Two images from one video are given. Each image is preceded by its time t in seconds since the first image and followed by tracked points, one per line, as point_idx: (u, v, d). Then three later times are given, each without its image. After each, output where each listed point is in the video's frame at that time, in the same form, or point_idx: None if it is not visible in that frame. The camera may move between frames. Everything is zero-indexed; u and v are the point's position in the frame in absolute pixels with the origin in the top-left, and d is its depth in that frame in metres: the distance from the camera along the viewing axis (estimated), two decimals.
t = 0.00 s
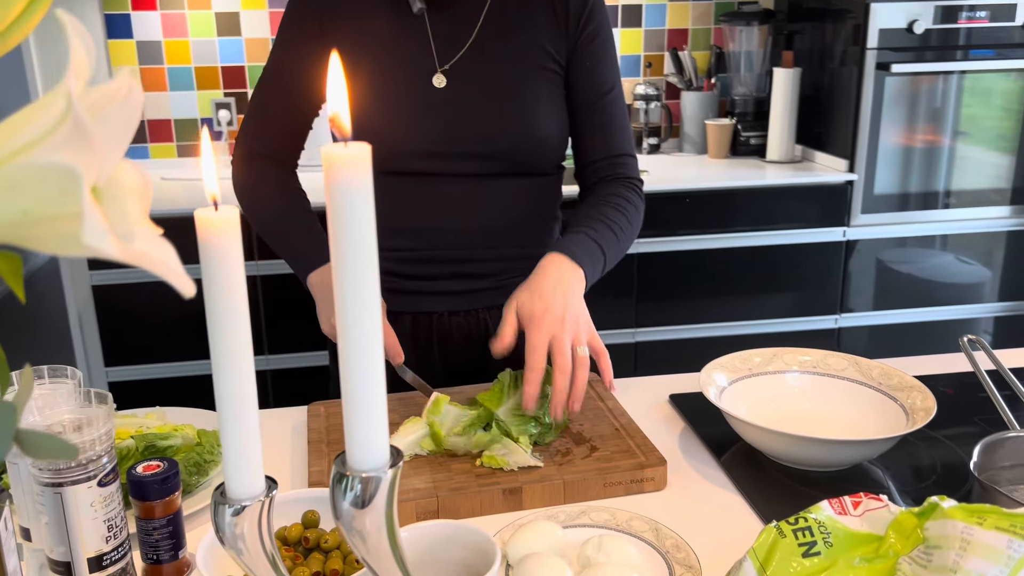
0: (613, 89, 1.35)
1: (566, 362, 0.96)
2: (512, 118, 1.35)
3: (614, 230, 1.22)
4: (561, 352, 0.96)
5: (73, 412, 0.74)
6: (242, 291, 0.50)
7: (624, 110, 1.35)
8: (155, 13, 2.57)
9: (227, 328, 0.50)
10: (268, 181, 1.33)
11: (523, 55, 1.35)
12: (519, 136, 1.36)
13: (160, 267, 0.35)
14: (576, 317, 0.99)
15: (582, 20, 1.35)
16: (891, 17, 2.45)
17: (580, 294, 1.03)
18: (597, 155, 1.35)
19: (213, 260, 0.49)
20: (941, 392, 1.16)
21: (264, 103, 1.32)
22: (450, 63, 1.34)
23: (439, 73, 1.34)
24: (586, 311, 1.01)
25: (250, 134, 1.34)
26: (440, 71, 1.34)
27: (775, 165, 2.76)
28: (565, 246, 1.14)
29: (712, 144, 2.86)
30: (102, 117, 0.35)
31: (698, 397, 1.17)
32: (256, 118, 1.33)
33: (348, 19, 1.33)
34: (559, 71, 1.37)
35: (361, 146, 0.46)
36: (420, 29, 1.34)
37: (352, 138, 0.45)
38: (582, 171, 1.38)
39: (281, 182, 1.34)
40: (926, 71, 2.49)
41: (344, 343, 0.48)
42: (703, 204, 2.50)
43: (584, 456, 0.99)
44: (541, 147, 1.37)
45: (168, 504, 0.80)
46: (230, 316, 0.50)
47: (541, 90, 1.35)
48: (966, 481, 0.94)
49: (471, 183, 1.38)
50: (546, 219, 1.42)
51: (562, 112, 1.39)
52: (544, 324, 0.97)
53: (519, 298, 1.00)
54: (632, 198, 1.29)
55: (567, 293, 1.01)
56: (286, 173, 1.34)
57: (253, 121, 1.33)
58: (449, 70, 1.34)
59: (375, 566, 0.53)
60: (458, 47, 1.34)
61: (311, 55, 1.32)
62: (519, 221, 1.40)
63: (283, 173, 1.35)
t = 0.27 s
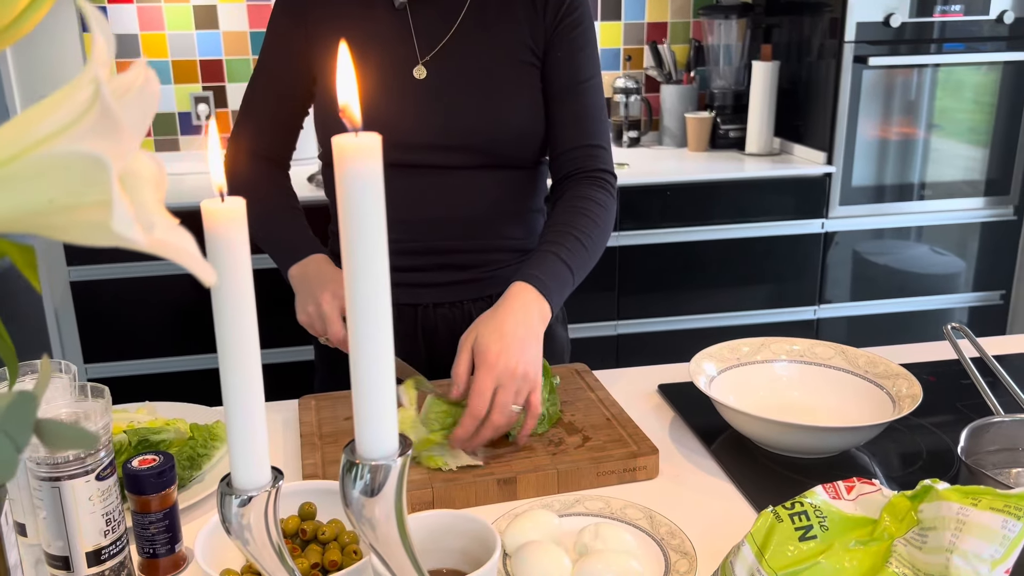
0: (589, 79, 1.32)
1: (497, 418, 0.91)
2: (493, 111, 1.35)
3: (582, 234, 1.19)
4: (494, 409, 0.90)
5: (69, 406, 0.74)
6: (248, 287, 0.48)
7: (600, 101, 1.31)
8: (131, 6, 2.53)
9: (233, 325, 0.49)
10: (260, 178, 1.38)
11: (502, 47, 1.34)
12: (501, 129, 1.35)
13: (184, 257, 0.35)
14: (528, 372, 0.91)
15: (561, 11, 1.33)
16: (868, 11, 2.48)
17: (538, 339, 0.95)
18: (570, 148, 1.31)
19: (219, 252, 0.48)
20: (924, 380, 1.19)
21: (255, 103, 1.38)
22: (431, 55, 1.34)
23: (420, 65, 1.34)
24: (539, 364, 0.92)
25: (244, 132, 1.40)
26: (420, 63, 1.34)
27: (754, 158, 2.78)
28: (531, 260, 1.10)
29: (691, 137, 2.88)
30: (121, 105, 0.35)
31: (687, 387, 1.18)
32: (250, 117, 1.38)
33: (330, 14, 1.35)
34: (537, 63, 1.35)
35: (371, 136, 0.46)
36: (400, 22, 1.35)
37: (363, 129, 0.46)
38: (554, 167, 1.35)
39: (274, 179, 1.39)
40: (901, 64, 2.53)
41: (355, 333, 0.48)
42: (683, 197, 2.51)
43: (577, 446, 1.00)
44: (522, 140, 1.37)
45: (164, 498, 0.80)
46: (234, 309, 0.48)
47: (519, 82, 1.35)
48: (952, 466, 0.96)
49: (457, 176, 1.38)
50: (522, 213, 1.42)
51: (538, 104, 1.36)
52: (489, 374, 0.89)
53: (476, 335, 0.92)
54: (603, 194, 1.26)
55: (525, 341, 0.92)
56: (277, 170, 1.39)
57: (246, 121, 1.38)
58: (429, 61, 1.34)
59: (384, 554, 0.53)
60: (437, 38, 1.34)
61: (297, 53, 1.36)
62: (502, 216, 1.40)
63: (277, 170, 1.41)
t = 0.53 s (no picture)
0: (591, 80, 1.37)
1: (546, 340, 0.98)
2: (483, 108, 1.35)
3: (597, 217, 1.27)
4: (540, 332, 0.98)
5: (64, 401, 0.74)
6: (253, 281, 0.47)
7: (602, 100, 1.37)
8: None
9: (238, 320, 0.48)
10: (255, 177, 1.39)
11: (493, 45, 1.35)
12: (491, 125, 1.36)
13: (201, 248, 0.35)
14: (554, 300, 1.02)
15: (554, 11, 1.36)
16: (848, 6, 2.50)
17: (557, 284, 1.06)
18: (578, 144, 1.37)
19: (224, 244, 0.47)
20: (910, 370, 1.21)
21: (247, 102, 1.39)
22: (419, 51, 1.34)
23: (408, 60, 1.34)
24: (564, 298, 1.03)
25: (239, 131, 1.41)
26: (408, 59, 1.34)
27: (736, 152, 2.79)
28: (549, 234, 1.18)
29: (674, 131, 2.89)
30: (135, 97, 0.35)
31: (678, 379, 1.19)
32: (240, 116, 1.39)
33: (315, 10, 1.34)
34: (531, 60, 1.38)
35: (378, 128, 0.46)
36: (388, 18, 1.34)
37: (372, 121, 0.46)
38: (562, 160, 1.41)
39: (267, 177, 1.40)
40: (880, 58, 2.55)
41: (362, 325, 0.48)
42: (667, 191, 2.53)
43: (570, 437, 1.00)
44: (515, 136, 1.37)
45: (160, 493, 0.80)
46: (238, 303, 0.48)
47: (511, 79, 1.36)
48: (939, 455, 0.98)
49: (448, 170, 1.38)
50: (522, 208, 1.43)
51: (535, 102, 1.39)
52: (520, 309, 0.99)
53: (497, 290, 1.03)
54: (618, 187, 1.34)
55: (543, 282, 1.04)
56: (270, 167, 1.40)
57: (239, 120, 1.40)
58: (417, 56, 1.34)
59: (390, 544, 0.54)
60: (425, 34, 1.33)
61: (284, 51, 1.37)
62: (493, 211, 1.40)
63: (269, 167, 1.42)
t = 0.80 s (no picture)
0: (572, 83, 1.42)
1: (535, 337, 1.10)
2: (486, 103, 1.35)
3: (569, 221, 1.38)
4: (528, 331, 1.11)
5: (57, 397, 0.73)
6: (254, 273, 0.47)
7: (584, 99, 1.44)
8: None
9: (239, 315, 0.48)
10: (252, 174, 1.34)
11: (493, 40, 1.35)
12: (494, 119, 1.36)
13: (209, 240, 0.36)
14: (534, 301, 1.16)
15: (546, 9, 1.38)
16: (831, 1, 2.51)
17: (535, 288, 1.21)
18: (558, 145, 1.45)
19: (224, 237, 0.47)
20: (896, 361, 1.22)
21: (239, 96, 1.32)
22: (422, 46, 1.32)
23: (410, 55, 1.33)
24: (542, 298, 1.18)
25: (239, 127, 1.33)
26: (410, 53, 1.32)
27: (720, 146, 2.81)
28: (522, 243, 1.31)
29: (658, 126, 2.90)
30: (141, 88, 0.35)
31: (666, 371, 1.20)
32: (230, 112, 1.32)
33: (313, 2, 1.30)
34: (526, 55, 1.39)
35: (382, 121, 0.46)
36: (387, 11, 1.33)
37: (374, 113, 0.45)
38: (543, 158, 1.50)
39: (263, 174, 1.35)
40: (862, 53, 2.57)
41: (365, 318, 0.48)
42: (652, 185, 2.53)
43: (563, 430, 1.00)
44: (516, 130, 1.38)
45: (154, 488, 0.80)
46: (239, 296, 0.47)
47: (511, 74, 1.36)
48: (925, 445, 1.00)
49: (439, 164, 1.37)
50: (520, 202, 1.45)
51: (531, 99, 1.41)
52: (505, 313, 1.14)
53: (482, 302, 1.17)
54: (591, 186, 1.43)
55: (523, 287, 1.18)
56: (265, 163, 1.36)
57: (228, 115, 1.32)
58: (419, 51, 1.33)
59: (392, 535, 0.54)
60: (426, 28, 1.32)
61: (276, 44, 1.32)
62: (496, 206, 1.41)
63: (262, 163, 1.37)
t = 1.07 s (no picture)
0: (559, 74, 1.42)
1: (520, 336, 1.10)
2: (480, 96, 1.35)
3: (555, 221, 1.38)
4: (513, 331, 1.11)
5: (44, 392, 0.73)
6: (245, 265, 0.47)
7: (571, 91, 1.43)
8: None
9: (230, 307, 0.47)
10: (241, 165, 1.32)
11: (486, 33, 1.34)
12: (488, 113, 1.36)
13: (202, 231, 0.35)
14: (517, 306, 1.17)
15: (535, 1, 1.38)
16: None
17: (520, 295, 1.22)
18: (546, 138, 1.45)
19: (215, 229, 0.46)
20: (883, 353, 1.23)
21: (229, 85, 1.30)
22: (417, 39, 1.31)
23: (405, 49, 1.31)
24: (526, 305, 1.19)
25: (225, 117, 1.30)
26: (405, 47, 1.31)
27: (706, 140, 2.81)
28: (508, 249, 1.31)
29: (645, 121, 2.90)
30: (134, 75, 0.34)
31: (655, 364, 1.20)
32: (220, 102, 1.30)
33: None
34: (517, 47, 1.38)
35: (374, 111, 0.46)
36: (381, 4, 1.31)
37: (367, 104, 0.45)
38: (531, 152, 1.50)
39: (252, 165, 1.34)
40: (847, 47, 2.58)
41: (357, 310, 0.48)
42: (639, 179, 2.54)
43: (552, 423, 1.00)
44: (508, 123, 1.38)
45: (142, 482, 0.79)
46: (230, 287, 0.47)
47: (503, 67, 1.36)
48: (912, 436, 1.00)
49: (429, 159, 1.37)
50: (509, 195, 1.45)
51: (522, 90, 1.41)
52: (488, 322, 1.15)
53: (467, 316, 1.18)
54: (578, 181, 1.43)
55: (506, 293, 1.19)
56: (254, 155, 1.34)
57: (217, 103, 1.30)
58: (415, 44, 1.31)
59: (383, 528, 0.53)
60: (420, 21, 1.31)
61: (268, 33, 1.30)
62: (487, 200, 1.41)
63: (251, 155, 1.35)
